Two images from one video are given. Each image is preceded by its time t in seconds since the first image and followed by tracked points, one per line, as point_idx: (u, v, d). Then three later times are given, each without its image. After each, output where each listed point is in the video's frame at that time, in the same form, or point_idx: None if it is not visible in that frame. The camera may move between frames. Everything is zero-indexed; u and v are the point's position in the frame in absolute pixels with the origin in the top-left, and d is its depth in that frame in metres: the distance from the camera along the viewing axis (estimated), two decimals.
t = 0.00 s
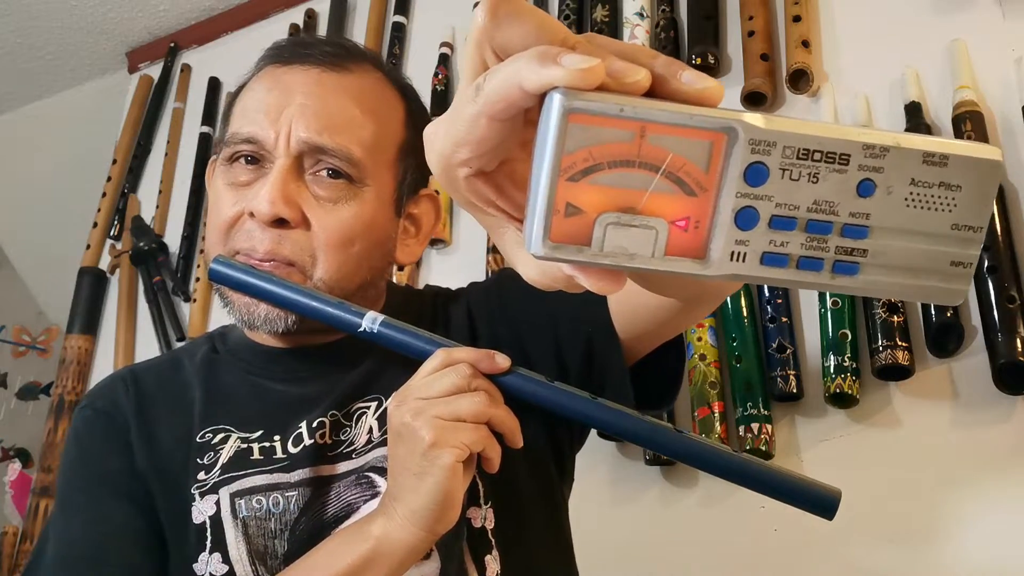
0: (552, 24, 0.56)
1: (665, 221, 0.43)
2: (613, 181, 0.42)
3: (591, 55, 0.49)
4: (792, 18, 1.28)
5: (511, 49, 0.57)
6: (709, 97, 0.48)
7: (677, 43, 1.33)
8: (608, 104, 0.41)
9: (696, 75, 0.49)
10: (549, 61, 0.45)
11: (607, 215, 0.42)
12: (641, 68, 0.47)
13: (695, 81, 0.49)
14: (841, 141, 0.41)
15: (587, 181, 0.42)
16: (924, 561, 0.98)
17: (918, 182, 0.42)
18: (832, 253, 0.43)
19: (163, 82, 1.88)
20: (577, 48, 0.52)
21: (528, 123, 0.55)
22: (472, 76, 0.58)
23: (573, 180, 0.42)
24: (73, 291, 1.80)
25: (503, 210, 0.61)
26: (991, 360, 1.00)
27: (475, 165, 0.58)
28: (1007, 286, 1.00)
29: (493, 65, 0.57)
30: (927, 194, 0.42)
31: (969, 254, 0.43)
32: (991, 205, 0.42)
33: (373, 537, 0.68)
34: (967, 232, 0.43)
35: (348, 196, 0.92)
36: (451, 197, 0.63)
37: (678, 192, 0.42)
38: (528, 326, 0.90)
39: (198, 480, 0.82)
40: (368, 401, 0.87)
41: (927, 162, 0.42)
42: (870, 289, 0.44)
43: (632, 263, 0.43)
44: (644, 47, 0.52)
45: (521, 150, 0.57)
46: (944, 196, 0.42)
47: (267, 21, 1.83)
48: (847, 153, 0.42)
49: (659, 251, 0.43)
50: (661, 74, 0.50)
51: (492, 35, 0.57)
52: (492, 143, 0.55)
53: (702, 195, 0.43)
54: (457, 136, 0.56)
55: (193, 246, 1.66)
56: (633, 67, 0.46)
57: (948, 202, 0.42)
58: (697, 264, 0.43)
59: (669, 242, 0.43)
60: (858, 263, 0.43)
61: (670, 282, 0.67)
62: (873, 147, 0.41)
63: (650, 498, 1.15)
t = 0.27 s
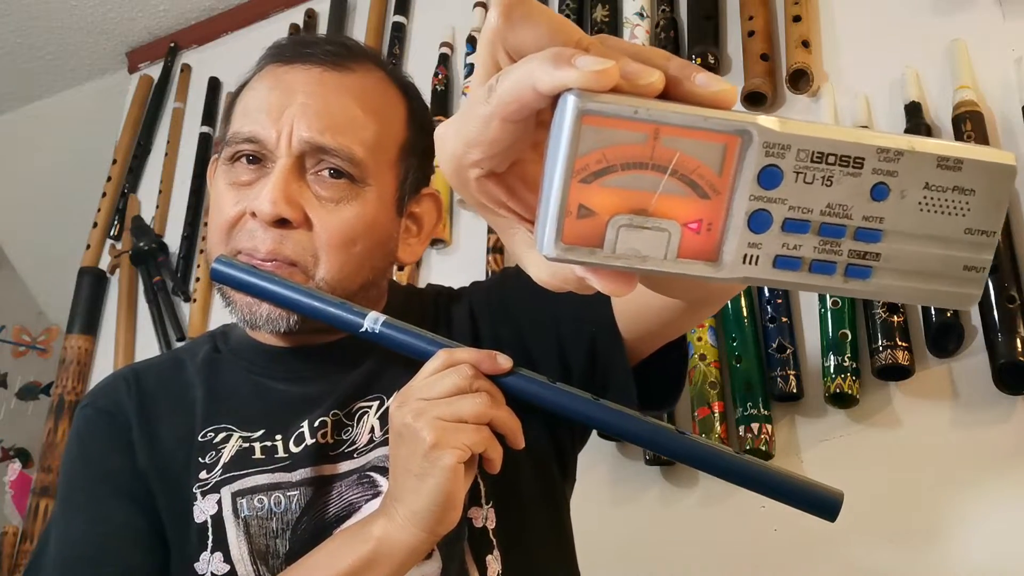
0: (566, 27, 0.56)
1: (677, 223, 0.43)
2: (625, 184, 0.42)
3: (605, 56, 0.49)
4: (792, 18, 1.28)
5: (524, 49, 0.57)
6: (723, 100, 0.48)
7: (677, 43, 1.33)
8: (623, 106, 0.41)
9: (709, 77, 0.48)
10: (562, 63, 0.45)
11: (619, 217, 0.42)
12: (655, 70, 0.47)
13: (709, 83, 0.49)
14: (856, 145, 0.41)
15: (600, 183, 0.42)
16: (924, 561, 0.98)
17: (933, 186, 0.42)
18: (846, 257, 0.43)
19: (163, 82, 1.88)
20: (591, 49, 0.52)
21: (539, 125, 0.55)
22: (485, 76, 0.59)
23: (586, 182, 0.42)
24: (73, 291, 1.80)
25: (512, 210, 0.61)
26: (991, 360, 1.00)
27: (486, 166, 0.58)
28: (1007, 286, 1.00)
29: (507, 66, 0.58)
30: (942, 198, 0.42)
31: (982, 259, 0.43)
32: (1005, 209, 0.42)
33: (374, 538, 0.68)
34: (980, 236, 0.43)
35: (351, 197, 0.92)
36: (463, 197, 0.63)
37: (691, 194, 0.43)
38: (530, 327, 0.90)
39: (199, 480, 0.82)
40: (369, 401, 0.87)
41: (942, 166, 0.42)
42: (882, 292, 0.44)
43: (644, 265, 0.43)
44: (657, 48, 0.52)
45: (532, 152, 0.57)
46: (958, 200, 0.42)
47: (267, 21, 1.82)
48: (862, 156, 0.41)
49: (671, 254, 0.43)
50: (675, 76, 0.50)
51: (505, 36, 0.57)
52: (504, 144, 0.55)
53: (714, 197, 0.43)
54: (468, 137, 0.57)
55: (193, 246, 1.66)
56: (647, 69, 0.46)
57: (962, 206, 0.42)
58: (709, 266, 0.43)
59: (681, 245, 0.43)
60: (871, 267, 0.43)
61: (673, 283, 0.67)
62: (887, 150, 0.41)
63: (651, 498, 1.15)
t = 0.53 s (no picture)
0: (570, 24, 0.56)
1: (681, 223, 0.43)
2: (629, 182, 0.42)
3: (609, 54, 0.49)
4: (792, 18, 1.28)
5: (529, 47, 0.57)
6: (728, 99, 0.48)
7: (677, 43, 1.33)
8: (627, 105, 0.41)
9: (714, 75, 0.49)
10: (566, 60, 0.45)
11: (623, 216, 0.42)
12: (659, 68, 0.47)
13: (714, 81, 0.49)
14: (862, 145, 0.41)
15: (604, 181, 0.42)
16: (924, 561, 0.98)
17: (939, 187, 0.42)
18: (851, 257, 0.43)
19: (163, 83, 1.88)
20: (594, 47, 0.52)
21: (542, 123, 0.55)
22: (488, 74, 0.59)
23: (590, 180, 0.42)
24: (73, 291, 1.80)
25: (516, 209, 0.61)
26: (991, 361, 1.00)
27: (490, 165, 0.58)
28: (1007, 286, 1.00)
29: (510, 63, 0.57)
30: (948, 198, 0.42)
31: (989, 259, 0.43)
32: (1012, 209, 0.42)
33: (374, 538, 0.68)
34: (987, 237, 0.43)
35: (351, 196, 0.92)
36: (467, 196, 0.63)
37: (695, 194, 0.43)
38: (531, 327, 0.90)
39: (199, 479, 0.82)
40: (370, 401, 0.87)
41: (949, 166, 0.41)
42: (887, 293, 0.44)
43: (647, 265, 0.43)
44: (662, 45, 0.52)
45: (535, 150, 0.57)
46: (965, 200, 0.42)
47: (267, 21, 1.83)
48: (868, 156, 0.41)
49: (674, 254, 0.43)
50: (679, 73, 0.50)
51: (509, 33, 0.57)
52: (507, 142, 0.55)
53: (719, 197, 0.43)
54: (470, 135, 0.57)
55: (193, 246, 1.66)
56: (651, 67, 0.46)
57: (969, 206, 0.42)
58: (713, 266, 0.43)
59: (685, 244, 0.43)
60: (876, 267, 0.43)
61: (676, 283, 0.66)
62: (893, 150, 0.41)
63: (652, 498, 1.15)
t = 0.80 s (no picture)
0: (576, 19, 0.56)
1: (688, 218, 0.43)
2: (636, 178, 0.42)
3: (616, 48, 0.48)
4: (792, 18, 1.28)
5: (534, 43, 0.57)
6: (737, 93, 0.48)
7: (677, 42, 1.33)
8: (634, 100, 0.40)
9: (723, 71, 0.49)
10: (573, 54, 0.45)
11: (629, 212, 0.42)
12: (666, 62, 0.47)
13: (723, 77, 0.49)
14: (871, 141, 0.41)
15: (610, 177, 0.42)
16: (924, 561, 0.99)
17: (948, 184, 0.41)
18: (859, 255, 0.43)
19: (163, 82, 1.88)
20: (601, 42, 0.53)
21: (547, 119, 0.55)
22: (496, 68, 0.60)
23: (595, 175, 0.42)
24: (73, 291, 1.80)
25: (521, 206, 0.61)
26: (991, 361, 1.00)
27: (495, 160, 0.58)
28: (1008, 286, 1.00)
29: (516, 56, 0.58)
30: (957, 196, 0.42)
31: (998, 258, 0.43)
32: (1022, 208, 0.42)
33: (374, 539, 0.68)
34: (996, 236, 0.42)
35: (351, 195, 0.92)
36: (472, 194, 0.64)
37: (702, 189, 0.42)
38: (532, 326, 0.90)
39: (199, 479, 0.82)
40: (370, 400, 0.87)
41: (958, 163, 0.41)
42: (895, 291, 0.44)
43: (653, 261, 0.43)
44: (670, 41, 0.52)
45: (541, 147, 0.57)
46: (975, 199, 0.42)
47: (267, 21, 1.83)
48: (877, 153, 0.41)
49: (681, 249, 0.43)
50: (687, 69, 0.50)
51: (515, 28, 0.57)
52: (512, 138, 0.55)
53: (726, 193, 0.43)
54: (476, 132, 0.57)
55: (193, 246, 1.66)
56: (659, 62, 0.46)
57: (978, 205, 0.42)
58: (720, 263, 0.43)
59: (692, 240, 0.43)
60: (884, 265, 0.43)
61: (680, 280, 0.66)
62: (903, 147, 0.41)
63: (652, 498, 1.15)
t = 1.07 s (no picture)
0: (585, 19, 0.56)
1: (694, 219, 0.43)
2: (643, 179, 0.42)
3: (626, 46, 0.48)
4: (792, 18, 1.28)
5: (545, 39, 0.57)
6: (748, 91, 0.48)
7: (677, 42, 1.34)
8: (642, 100, 0.40)
9: (732, 70, 0.49)
10: (581, 51, 0.45)
11: (634, 212, 0.42)
12: (677, 61, 0.47)
13: (731, 75, 0.49)
14: (882, 146, 0.40)
15: (616, 175, 0.42)
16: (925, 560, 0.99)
17: (962, 191, 0.41)
18: (868, 260, 0.42)
19: (163, 82, 1.88)
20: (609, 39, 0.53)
21: (557, 116, 0.55)
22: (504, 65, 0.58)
23: (600, 174, 0.42)
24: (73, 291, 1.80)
25: (530, 203, 0.61)
26: (991, 361, 1.00)
27: (503, 157, 0.58)
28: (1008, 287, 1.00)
29: (525, 54, 0.58)
30: (971, 204, 0.41)
31: (1012, 268, 0.42)
32: None
33: (372, 539, 0.68)
34: (1011, 245, 0.42)
35: (349, 195, 0.92)
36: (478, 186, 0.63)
37: (710, 190, 0.42)
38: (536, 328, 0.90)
39: (199, 478, 0.82)
40: (370, 400, 0.87)
41: (973, 170, 0.40)
42: (906, 298, 0.43)
43: (659, 261, 0.43)
44: (678, 39, 0.52)
45: (550, 146, 0.58)
46: (989, 206, 0.41)
47: (267, 21, 1.83)
48: (889, 157, 0.41)
49: (687, 251, 0.43)
50: (697, 68, 0.50)
51: (524, 24, 0.57)
52: (521, 135, 0.56)
53: (734, 195, 0.43)
54: (485, 128, 0.57)
55: (193, 245, 1.66)
56: (670, 61, 0.46)
57: (992, 213, 0.41)
58: (726, 265, 0.43)
59: (698, 242, 0.43)
60: (895, 271, 0.43)
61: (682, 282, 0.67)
62: (916, 152, 0.40)
63: (652, 498, 1.15)
